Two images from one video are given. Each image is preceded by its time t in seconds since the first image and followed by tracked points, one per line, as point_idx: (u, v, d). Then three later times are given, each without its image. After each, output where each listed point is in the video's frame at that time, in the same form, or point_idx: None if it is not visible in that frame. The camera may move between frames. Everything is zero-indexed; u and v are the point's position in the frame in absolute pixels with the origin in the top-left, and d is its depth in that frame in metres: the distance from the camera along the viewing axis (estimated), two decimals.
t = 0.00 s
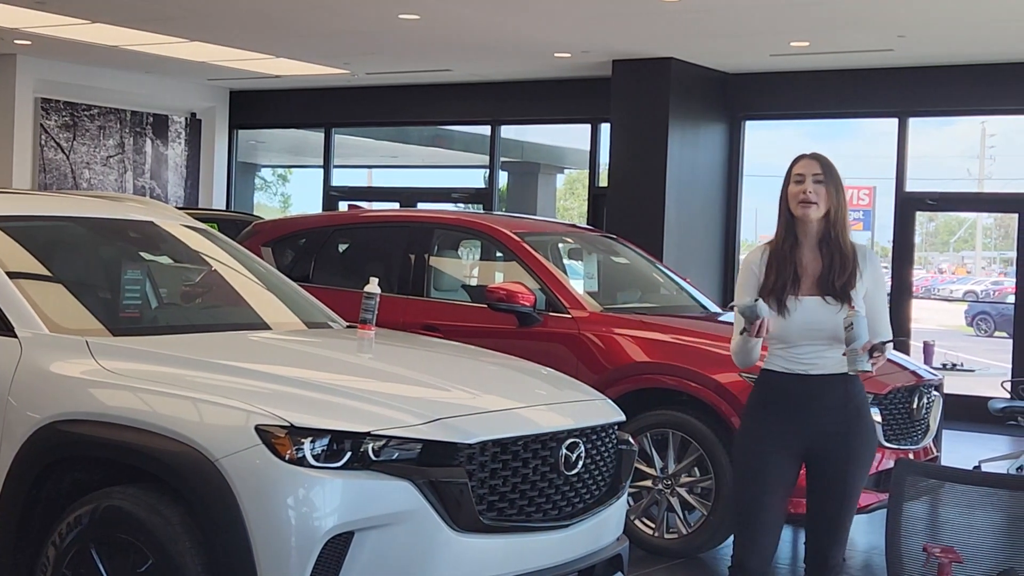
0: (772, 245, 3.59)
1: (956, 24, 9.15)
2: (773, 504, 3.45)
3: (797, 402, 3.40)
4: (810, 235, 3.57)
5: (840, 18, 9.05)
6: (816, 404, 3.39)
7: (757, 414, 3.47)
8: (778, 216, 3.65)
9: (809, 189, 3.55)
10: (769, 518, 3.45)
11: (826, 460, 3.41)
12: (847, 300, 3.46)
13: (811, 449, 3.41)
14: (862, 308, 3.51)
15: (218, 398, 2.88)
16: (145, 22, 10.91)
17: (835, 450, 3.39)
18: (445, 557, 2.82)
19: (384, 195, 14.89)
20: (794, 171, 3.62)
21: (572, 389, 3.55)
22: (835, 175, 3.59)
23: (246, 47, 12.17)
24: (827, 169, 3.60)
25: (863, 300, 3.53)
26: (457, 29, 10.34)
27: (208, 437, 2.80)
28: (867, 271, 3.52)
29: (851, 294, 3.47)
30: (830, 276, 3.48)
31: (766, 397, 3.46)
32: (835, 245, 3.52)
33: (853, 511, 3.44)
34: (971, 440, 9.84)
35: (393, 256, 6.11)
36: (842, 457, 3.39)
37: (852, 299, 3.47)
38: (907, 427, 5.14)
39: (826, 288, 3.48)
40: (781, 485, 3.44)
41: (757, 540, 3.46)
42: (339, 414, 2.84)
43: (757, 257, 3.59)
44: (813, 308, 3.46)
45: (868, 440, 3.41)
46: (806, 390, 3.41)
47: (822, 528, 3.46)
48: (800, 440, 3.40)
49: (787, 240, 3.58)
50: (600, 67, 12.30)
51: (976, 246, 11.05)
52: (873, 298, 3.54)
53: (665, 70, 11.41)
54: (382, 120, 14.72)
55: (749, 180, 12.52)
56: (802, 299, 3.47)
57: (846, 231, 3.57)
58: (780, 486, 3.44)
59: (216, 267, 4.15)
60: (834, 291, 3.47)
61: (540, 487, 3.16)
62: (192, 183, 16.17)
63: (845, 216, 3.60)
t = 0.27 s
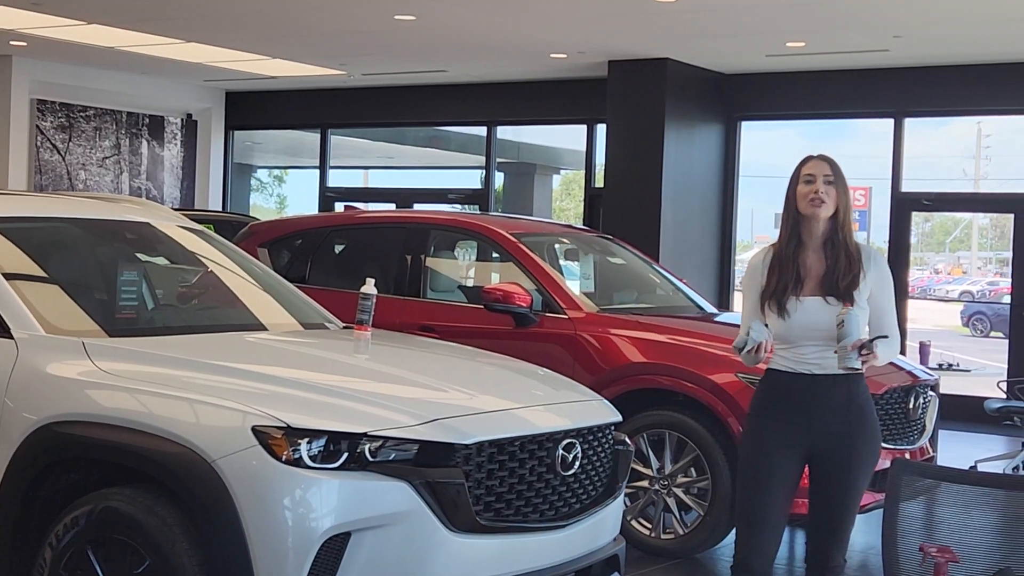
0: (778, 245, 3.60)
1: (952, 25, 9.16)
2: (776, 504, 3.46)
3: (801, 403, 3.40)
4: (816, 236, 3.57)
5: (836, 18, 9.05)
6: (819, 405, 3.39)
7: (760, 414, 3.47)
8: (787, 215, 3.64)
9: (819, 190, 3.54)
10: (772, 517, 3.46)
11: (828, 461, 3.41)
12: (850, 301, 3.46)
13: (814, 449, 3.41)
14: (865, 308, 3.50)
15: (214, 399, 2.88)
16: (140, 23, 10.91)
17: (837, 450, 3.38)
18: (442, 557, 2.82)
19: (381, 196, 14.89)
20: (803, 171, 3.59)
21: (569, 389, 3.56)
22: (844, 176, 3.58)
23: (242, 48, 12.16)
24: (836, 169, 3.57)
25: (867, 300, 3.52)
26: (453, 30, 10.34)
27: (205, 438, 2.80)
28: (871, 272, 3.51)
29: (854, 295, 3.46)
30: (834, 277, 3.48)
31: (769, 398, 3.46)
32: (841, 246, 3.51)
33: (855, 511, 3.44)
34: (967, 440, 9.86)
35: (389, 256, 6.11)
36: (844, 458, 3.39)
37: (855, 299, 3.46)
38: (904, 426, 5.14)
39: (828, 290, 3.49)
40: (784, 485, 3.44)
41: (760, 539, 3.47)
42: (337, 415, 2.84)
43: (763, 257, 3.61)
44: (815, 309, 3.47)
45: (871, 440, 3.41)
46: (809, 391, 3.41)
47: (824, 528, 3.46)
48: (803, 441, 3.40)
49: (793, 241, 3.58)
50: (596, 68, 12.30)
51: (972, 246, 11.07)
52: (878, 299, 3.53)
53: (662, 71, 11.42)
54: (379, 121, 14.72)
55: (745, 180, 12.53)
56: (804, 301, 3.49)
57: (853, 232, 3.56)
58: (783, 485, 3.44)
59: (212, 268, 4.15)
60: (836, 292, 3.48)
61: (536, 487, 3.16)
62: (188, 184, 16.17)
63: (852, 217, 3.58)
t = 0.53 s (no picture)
0: (774, 247, 3.63)
1: (946, 26, 9.18)
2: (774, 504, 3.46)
3: (799, 403, 3.40)
4: (813, 236, 3.59)
5: (832, 19, 9.06)
6: (816, 403, 3.39)
7: (759, 414, 3.48)
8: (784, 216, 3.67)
9: (817, 190, 3.56)
10: (768, 517, 3.46)
11: (826, 462, 3.40)
12: (844, 301, 3.47)
13: (811, 450, 3.41)
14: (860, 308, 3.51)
15: (212, 401, 2.89)
16: (136, 24, 10.90)
17: (835, 451, 3.38)
18: (439, 558, 2.82)
19: (377, 198, 14.89)
20: (800, 171, 3.62)
21: (565, 390, 3.56)
22: (841, 177, 3.60)
23: (239, 50, 12.16)
24: (832, 170, 3.60)
25: (863, 300, 3.52)
26: (449, 31, 10.35)
27: (202, 440, 2.80)
28: (867, 271, 3.51)
29: (848, 295, 3.47)
30: (828, 277, 3.49)
31: (768, 398, 3.47)
32: (836, 246, 3.53)
33: (853, 512, 3.44)
34: (963, 440, 9.89)
35: (385, 258, 6.12)
36: (842, 459, 3.38)
37: (849, 299, 3.47)
38: (900, 427, 5.15)
39: (822, 290, 3.50)
40: (780, 484, 3.45)
41: (757, 538, 3.47)
42: (334, 416, 2.84)
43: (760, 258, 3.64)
44: (809, 310, 3.49)
45: (869, 441, 3.40)
46: (807, 390, 3.41)
47: (821, 530, 3.45)
48: (802, 441, 3.40)
49: (790, 242, 3.60)
50: (592, 69, 12.31)
51: (968, 246, 11.09)
52: (875, 299, 3.53)
53: (658, 72, 11.44)
54: (375, 123, 14.72)
55: (741, 181, 12.54)
56: (798, 302, 3.50)
57: (850, 232, 3.58)
58: (781, 485, 3.44)
59: (209, 270, 4.15)
60: (831, 292, 3.49)
61: (533, 488, 3.17)
62: (185, 186, 16.16)
63: (849, 217, 3.60)
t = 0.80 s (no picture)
0: (764, 248, 3.63)
1: (943, 28, 9.20)
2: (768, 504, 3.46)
3: (791, 404, 3.41)
4: (802, 238, 3.60)
5: (828, 20, 9.07)
6: (808, 405, 3.39)
7: (752, 415, 3.48)
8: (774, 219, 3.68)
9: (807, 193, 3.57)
10: (761, 519, 3.47)
11: (817, 464, 3.41)
12: (833, 302, 3.47)
13: (804, 450, 3.41)
14: (850, 310, 3.50)
15: (209, 403, 2.88)
16: (133, 27, 10.90)
17: (827, 452, 3.38)
18: (436, 560, 2.82)
19: (374, 200, 14.89)
20: (790, 174, 3.62)
21: (563, 392, 3.56)
22: (830, 180, 3.61)
23: (236, 52, 12.15)
24: (822, 173, 3.61)
25: (852, 301, 3.52)
26: (446, 33, 10.35)
27: (200, 442, 2.80)
28: (856, 272, 3.51)
29: (837, 296, 3.47)
30: (817, 278, 3.50)
31: (761, 399, 3.47)
32: (826, 247, 3.54)
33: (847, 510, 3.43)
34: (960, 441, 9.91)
35: (382, 260, 6.12)
36: (833, 462, 3.38)
37: (838, 300, 3.47)
38: (897, 428, 5.16)
39: (811, 291, 3.50)
40: (772, 487, 3.45)
41: (752, 538, 3.47)
42: (331, 419, 2.85)
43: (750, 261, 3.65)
44: (797, 311, 3.49)
45: (861, 441, 3.40)
46: (799, 391, 3.41)
47: (816, 529, 3.45)
48: (794, 442, 3.41)
49: (780, 245, 3.61)
50: (589, 70, 12.32)
51: (965, 248, 11.09)
52: (865, 300, 3.53)
53: (655, 73, 11.44)
54: (372, 125, 14.72)
55: (738, 182, 12.55)
56: (786, 303, 3.51)
57: (839, 234, 3.58)
58: (774, 485, 3.45)
59: (206, 272, 4.15)
60: (820, 293, 3.48)
61: (530, 490, 3.17)
62: (182, 188, 16.16)
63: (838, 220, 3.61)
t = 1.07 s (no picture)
0: (745, 251, 3.64)
1: (940, 29, 9.21)
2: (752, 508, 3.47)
3: (773, 408, 3.42)
4: (783, 241, 3.60)
5: (825, 22, 9.07)
6: (789, 409, 3.41)
7: (734, 420, 3.50)
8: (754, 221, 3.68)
9: (786, 194, 3.57)
10: (745, 524, 3.47)
11: (800, 467, 3.42)
12: (814, 304, 3.48)
13: (786, 454, 3.42)
14: (831, 312, 3.52)
15: (206, 406, 2.88)
16: (130, 29, 10.90)
17: (809, 456, 3.39)
18: (434, 563, 2.82)
19: (371, 202, 14.89)
20: (769, 175, 3.63)
21: (561, 395, 3.56)
22: (809, 180, 3.61)
23: (233, 54, 12.16)
24: (801, 174, 3.61)
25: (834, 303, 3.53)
26: (443, 35, 10.36)
27: (197, 445, 2.80)
28: (838, 273, 3.52)
29: (819, 298, 3.48)
30: (799, 280, 3.50)
31: (743, 405, 3.48)
32: (807, 248, 3.54)
33: (832, 515, 3.43)
34: (956, 442, 9.92)
35: (379, 262, 6.11)
36: (815, 465, 3.39)
37: (819, 302, 3.48)
38: (895, 430, 5.16)
39: (793, 292, 3.50)
40: (756, 491, 3.46)
41: (737, 543, 3.48)
42: (329, 421, 2.84)
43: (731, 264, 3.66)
44: (779, 313, 3.49)
45: (844, 445, 3.40)
46: (780, 396, 3.42)
47: (801, 534, 3.45)
48: (777, 447, 3.41)
49: (761, 247, 3.61)
50: (586, 72, 12.33)
51: (962, 249, 11.07)
52: (847, 302, 3.54)
53: (652, 75, 11.45)
54: (369, 127, 14.73)
55: (735, 185, 12.56)
56: (768, 305, 3.51)
57: (820, 236, 3.59)
58: (757, 490, 3.45)
59: (204, 274, 4.16)
60: (802, 294, 3.49)
61: (528, 493, 3.17)
62: (179, 191, 16.16)
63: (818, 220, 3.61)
